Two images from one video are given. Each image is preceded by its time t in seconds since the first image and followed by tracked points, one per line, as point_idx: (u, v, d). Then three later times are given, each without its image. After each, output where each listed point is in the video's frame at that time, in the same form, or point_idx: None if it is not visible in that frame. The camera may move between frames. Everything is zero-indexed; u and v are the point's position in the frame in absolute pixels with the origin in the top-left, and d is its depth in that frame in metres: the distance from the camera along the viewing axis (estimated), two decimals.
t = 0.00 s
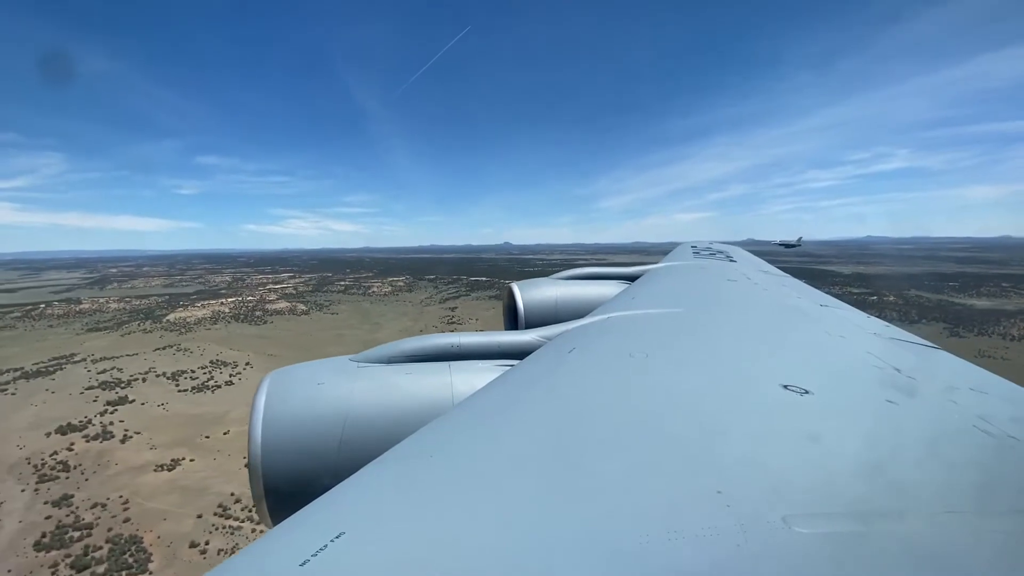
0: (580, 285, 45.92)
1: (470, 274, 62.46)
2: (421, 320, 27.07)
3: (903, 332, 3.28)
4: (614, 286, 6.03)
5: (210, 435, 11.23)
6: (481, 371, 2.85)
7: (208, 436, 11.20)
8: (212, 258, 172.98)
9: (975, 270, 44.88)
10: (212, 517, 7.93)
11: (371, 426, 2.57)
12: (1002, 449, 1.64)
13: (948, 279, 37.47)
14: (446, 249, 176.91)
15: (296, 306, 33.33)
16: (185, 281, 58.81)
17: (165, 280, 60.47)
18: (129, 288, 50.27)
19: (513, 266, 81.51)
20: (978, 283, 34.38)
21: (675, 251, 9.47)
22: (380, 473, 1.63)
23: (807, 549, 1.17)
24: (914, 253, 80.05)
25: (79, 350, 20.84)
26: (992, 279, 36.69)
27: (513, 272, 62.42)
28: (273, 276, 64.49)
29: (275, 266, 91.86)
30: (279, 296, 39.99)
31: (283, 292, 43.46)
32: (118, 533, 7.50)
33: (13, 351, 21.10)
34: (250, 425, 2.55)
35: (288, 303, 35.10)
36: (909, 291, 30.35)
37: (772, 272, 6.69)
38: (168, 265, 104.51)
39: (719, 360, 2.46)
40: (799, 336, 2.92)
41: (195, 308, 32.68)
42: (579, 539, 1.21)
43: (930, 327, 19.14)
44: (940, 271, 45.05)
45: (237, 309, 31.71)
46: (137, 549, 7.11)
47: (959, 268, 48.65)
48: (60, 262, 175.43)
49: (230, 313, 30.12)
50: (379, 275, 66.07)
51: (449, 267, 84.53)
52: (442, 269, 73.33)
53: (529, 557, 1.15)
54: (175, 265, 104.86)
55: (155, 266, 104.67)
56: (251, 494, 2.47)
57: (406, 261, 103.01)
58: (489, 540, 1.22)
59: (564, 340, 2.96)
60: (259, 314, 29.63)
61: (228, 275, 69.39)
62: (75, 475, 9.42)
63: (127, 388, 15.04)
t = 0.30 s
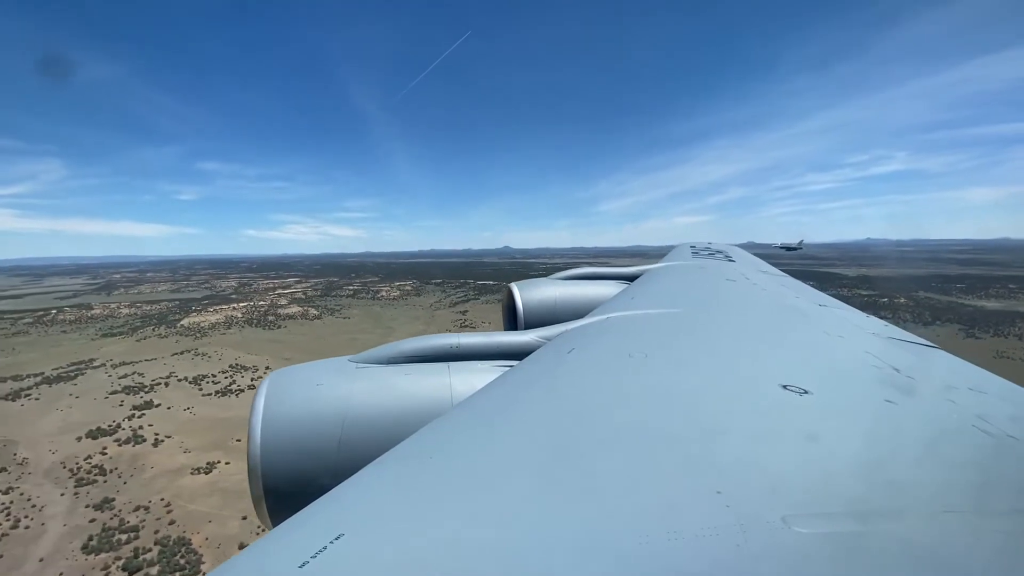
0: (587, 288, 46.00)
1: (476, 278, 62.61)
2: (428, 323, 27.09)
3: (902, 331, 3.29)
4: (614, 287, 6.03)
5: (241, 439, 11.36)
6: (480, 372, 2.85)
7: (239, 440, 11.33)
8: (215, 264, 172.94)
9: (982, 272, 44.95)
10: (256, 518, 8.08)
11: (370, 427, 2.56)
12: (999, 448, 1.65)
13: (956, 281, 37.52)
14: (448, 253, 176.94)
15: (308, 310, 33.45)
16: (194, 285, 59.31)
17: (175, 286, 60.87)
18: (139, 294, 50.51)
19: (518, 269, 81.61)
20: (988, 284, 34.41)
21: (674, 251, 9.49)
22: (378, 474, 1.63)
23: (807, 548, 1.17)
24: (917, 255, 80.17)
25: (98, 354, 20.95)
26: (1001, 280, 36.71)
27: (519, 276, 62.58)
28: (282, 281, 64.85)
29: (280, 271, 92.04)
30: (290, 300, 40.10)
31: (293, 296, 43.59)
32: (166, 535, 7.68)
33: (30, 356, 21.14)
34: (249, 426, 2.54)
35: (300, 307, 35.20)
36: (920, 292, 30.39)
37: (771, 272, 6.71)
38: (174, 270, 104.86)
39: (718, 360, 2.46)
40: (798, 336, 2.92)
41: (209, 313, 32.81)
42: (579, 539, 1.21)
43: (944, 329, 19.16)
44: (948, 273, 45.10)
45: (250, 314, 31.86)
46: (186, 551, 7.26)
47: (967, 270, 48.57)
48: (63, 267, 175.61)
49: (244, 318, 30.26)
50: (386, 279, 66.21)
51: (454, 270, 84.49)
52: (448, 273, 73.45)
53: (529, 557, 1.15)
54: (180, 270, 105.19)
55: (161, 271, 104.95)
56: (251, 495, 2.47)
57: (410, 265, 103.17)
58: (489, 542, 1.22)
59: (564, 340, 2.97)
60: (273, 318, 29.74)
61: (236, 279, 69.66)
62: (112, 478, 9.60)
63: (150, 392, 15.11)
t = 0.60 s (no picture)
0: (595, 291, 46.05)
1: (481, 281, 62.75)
2: (433, 326, 27.07)
3: (900, 332, 3.29)
4: (614, 287, 6.04)
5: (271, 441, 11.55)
6: (479, 371, 2.85)
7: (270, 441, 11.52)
8: (216, 268, 172.38)
9: (989, 275, 45.04)
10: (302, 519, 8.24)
11: (369, 426, 2.56)
12: (997, 448, 1.64)
13: (965, 283, 37.60)
14: (451, 256, 176.81)
15: (320, 314, 33.56)
16: (202, 289, 59.54)
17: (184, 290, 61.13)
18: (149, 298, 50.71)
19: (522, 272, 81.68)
20: (996, 287, 34.45)
21: (674, 251, 9.48)
22: (377, 473, 1.62)
23: (806, 549, 1.17)
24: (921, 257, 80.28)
25: (116, 358, 20.97)
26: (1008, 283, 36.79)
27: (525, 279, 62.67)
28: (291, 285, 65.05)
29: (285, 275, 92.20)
30: (300, 304, 40.20)
31: (302, 300, 43.71)
32: (213, 536, 7.82)
33: (47, 361, 21.10)
34: (248, 425, 2.54)
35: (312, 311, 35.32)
36: (929, 295, 30.45)
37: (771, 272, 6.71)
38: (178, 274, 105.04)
39: (716, 360, 2.45)
40: (797, 336, 2.92)
41: (222, 316, 32.92)
42: (579, 540, 1.20)
43: (960, 330, 19.14)
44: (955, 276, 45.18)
45: (262, 317, 31.99)
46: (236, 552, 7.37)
47: (973, 272, 48.63)
48: (65, 270, 175.69)
49: (257, 321, 30.36)
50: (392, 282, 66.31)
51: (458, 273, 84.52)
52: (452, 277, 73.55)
53: (529, 557, 1.14)
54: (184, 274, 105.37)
55: (166, 275, 105.07)
56: (249, 495, 2.45)
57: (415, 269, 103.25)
58: (489, 542, 1.21)
59: (563, 339, 2.97)
60: (287, 322, 29.88)
61: (243, 283, 69.80)
62: (150, 481, 9.70)
63: (173, 395, 15.10)
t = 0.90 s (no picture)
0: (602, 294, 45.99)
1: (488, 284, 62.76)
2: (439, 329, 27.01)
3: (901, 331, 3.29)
4: (614, 287, 6.05)
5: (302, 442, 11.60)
6: (479, 371, 2.85)
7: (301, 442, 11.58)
8: (219, 271, 172.19)
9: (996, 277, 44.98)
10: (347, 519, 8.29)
11: (369, 425, 2.56)
12: (995, 446, 1.65)
13: (975, 286, 37.51)
14: (453, 259, 176.81)
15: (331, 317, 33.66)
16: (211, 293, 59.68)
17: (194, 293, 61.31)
18: (157, 302, 50.71)
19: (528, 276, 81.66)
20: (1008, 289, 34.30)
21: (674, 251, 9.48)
22: (377, 473, 1.62)
23: (805, 548, 1.17)
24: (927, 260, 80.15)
25: (134, 362, 20.98)
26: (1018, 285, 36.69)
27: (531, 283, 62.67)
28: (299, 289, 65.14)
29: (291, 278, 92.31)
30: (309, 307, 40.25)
31: (312, 303, 43.76)
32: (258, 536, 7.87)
33: (63, 364, 21.09)
34: (248, 424, 2.54)
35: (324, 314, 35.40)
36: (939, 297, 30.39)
37: (771, 271, 6.72)
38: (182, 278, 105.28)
39: (716, 360, 2.45)
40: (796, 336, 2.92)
41: (234, 320, 33.01)
42: (578, 539, 1.21)
43: (973, 332, 19.08)
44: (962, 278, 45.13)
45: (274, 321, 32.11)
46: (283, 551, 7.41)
47: (981, 275, 48.55)
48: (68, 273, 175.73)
49: (269, 324, 30.43)
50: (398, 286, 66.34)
51: (463, 277, 84.56)
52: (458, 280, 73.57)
53: (529, 557, 1.14)
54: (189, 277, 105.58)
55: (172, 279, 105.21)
56: (249, 494, 2.46)
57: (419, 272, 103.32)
58: (488, 542, 1.21)
59: (563, 339, 2.96)
60: (298, 325, 29.96)
61: (251, 287, 69.89)
62: (186, 483, 9.72)
63: (195, 398, 15.10)
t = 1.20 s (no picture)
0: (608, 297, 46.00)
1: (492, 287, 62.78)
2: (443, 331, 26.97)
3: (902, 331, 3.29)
4: (614, 287, 6.05)
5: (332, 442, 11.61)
6: (479, 371, 2.84)
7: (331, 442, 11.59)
8: (221, 274, 172.14)
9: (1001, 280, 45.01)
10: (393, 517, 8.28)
11: (370, 424, 2.56)
12: (994, 446, 1.65)
13: (982, 288, 37.52)
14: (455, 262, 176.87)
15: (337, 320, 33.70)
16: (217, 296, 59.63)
17: (200, 296, 61.30)
18: (165, 306, 50.53)
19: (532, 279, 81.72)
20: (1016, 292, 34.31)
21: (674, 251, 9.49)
22: (377, 473, 1.62)
23: (804, 548, 1.17)
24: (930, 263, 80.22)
25: (151, 365, 20.93)
26: None
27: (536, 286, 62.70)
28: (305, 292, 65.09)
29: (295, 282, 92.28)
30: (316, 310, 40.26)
31: (318, 306, 43.77)
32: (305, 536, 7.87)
33: (78, 368, 20.99)
34: (248, 424, 2.54)
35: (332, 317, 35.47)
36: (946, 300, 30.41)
37: (773, 271, 6.72)
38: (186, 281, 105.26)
39: (715, 360, 2.46)
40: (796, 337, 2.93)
41: (244, 323, 33.02)
42: (578, 539, 1.20)
43: (986, 335, 19.03)
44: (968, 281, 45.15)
45: (282, 324, 32.13)
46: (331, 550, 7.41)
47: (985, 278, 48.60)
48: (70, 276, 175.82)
49: (279, 327, 30.46)
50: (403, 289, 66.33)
51: (466, 280, 84.59)
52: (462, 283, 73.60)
53: (528, 557, 1.14)
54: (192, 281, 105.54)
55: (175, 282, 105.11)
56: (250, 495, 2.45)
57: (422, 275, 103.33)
58: (488, 543, 1.20)
59: (564, 339, 2.96)
60: (306, 327, 29.99)
61: (257, 291, 69.85)
62: (221, 483, 9.75)
63: (217, 401, 15.07)
